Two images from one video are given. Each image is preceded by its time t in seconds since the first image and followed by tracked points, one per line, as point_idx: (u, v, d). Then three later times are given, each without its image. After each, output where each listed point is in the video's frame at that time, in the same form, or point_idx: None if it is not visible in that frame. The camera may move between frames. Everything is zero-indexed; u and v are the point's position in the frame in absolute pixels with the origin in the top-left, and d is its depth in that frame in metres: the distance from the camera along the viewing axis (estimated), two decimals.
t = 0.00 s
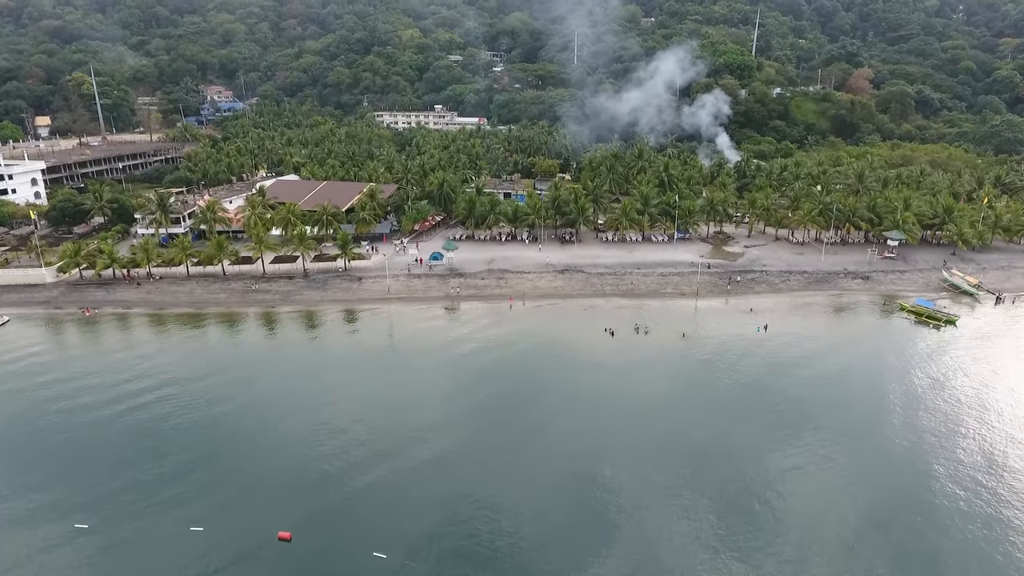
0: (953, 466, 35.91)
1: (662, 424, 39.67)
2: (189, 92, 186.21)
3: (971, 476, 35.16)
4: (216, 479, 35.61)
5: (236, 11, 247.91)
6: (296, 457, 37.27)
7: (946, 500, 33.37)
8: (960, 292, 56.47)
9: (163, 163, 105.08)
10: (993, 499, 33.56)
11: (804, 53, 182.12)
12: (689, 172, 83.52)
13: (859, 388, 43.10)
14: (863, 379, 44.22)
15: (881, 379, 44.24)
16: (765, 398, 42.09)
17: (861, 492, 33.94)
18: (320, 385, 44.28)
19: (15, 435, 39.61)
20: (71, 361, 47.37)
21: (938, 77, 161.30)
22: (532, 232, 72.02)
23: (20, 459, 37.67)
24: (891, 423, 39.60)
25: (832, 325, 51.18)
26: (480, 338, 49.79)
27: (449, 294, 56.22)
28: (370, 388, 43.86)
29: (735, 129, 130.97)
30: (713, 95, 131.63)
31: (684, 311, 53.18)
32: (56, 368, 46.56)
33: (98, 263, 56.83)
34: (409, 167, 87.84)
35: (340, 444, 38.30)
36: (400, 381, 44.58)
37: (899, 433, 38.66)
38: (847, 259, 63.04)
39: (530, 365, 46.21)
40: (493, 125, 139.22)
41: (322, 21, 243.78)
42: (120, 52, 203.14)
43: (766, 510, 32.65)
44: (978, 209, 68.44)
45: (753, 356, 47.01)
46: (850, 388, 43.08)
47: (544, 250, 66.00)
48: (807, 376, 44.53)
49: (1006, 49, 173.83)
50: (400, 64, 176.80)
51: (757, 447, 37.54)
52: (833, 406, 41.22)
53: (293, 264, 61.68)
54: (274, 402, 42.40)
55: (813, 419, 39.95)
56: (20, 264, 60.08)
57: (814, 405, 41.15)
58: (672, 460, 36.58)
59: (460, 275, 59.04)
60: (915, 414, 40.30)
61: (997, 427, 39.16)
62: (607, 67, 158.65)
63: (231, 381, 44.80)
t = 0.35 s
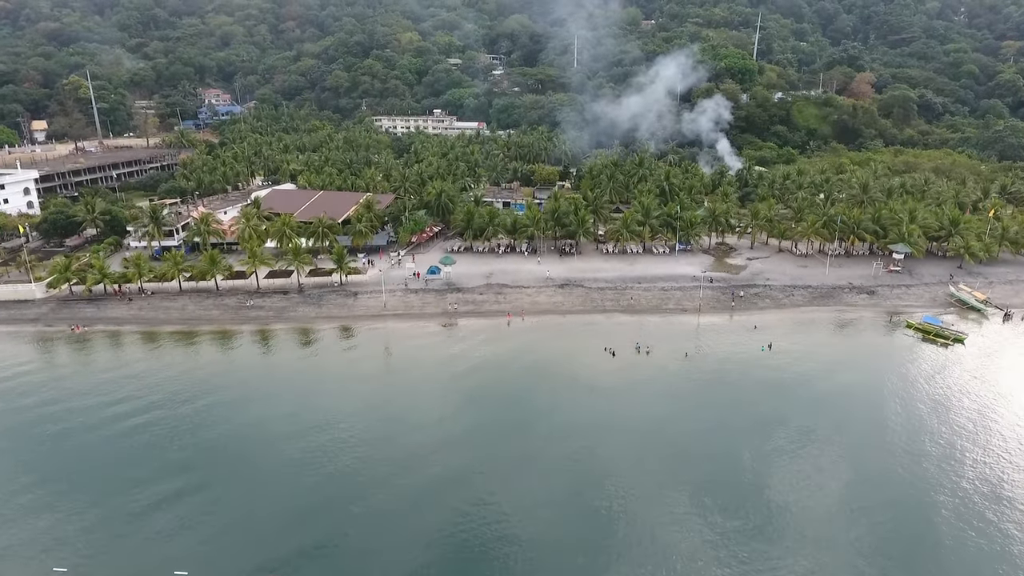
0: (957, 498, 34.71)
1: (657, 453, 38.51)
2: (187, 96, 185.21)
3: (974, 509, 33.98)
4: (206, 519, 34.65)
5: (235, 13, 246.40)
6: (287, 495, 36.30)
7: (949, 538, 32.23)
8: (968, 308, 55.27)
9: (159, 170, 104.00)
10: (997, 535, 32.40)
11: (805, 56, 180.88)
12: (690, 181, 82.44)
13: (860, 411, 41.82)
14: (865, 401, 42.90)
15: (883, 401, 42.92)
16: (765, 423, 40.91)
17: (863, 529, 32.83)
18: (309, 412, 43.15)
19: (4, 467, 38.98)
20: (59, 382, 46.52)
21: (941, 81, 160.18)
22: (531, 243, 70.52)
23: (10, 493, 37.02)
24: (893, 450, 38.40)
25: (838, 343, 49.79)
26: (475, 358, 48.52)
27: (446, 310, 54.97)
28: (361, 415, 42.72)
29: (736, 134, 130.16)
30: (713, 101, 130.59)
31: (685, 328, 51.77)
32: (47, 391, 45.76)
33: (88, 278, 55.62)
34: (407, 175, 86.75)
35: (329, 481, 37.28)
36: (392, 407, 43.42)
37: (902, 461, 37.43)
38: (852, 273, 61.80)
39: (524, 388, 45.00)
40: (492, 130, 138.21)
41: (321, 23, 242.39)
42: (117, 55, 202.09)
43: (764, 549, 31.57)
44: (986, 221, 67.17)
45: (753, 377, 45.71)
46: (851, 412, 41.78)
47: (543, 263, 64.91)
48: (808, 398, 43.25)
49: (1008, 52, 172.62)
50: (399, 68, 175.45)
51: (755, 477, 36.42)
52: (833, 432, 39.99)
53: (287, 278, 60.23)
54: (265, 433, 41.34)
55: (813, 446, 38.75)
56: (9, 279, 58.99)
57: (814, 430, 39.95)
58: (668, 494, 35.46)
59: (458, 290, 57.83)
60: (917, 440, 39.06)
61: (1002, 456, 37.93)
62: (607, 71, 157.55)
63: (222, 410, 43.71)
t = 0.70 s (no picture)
0: (963, 533, 33.42)
1: (653, 480, 37.45)
2: (184, 99, 184.13)
3: (980, 538, 33.11)
4: (191, 558, 33.47)
5: (232, 14, 244.80)
6: (273, 533, 35.07)
7: (954, 569, 31.40)
8: (976, 324, 54.08)
9: (153, 177, 102.78)
10: (1003, 567, 31.56)
11: (806, 59, 179.51)
12: (691, 190, 81.34)
13: (863, 437, 40.54)
14: (868, 426, 41.57)
15: (887, 426, 41.57)
16: (765, 450, 39.63)
17: (864, 568, 31.61)
18: (297, 439, 41.98)
19: None
20: (46, 404, 45.44)
21: (943, 84, 159.09)
22: (530, 255, 69.33)
23: None
24: (897, 480, 37.06)
25: (843, 363, 48.40)
26: (469, 378, 47.18)
27: (443, 326, 53.69)
28: (351, 442, 41.51)
29: (737, 139, 129.40)
30: (714, 106, 129.44)
31: (685, 347, 50.47)
32: (35, 413, 44.64)
33: (78, 294, 54.31)
34: (405, 183, 85.64)
35: (316, 516, 36.16)
36: (383, 433, 42.18)
37: (905, 492, 36.12)
38: (857, 287, 60.63)
39: (518, 410, 43.70)
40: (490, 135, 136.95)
41: (319, 25, 240.79)
42: (114, 58, 200.97)
43: None
44: (992, 233, 66.14)
45: (754, 399, 44.39)
46: (854, 438, 40.47)
47: (542, 276, 63.78)
48: (810, 423, 41.96)
49: (1011, 54, 171.22)
50: (397, 71, 174.20)
51: (755, 504, 35.57)
52: (835, 459, 38.73)
53: (281, 293, 58.86)
54: (253, 464, 40.12)
55: (814, 470, 37.89)
56: None
57: (816, 457, 38.60)
58: (666, 522, 34.57)
59: (455, 306, 56.68)
60: (920, 463, 38.19)
61: (1009, 484, 36.80)
62: (607, 75, 156.59)
63: (212, 436, 42.56)
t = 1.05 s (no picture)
0: (967, 564, 32.91)
1: (653, 506, 36.81)
2: (181, 103, 183.01)
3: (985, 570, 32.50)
4: None
5: (231, 16, 243.34)
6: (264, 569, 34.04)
7: None
8: (986, 341, 52.81)
9: (149, 185, 101.68)
10: None
11: (808, 62, 178.41)
12: (693, 199, 80.44)
13: (872, 467, 39.30)
14: (877, 455, 40.32)
15: (895, 456, 40.35)
16: (770, 482, 38.37)
17: None
18: (289, 467, 40.71)
19: None
20: (34, 426, 44.29)
21: (946, 87, 157.82)
22: (529, 268, 68.12)
23: None
24: (907, 515, 35.89)
25: (850, 384, 47.00)
26: (466, 401, 45.79)
27: (440, 344, 52.46)
28: (344, 470, 40.26)
29: (739, 144, 128.55)
30: (714, 112, 128.25)
31: (688, 367, 49.13)
32: (21, 437, 43.42)
33: (67, 311, 53.02)
34: (402, 193, 84.64)
35: (307, 552, 34.95)
36: (376, 461, 40.88)
37: (913, 526, 35.13)
38: (863, 301, 59.47)
39: (516, 435, 42.37)
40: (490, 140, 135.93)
41: (318, 27, 239.48)
42: (111, 60, 199.74)
43: None
44: (999, 245, 64.96)
45: (760, 424, 43.04)
46: (861, 468, 39.26)
47: (541, 290, 62.64)
48: (816, 451, 40.65)
49: (1013, 57, 170.05)
50: (396, 75, 173.01)
51: (756, 532, 34.94)
52: (842, 491, 37.51)
53: (275, 308, 57.51)
54: (243, 495, 38.90)
55: (817, 495, 37.22)
56: None
57: (820, 485, 37.73)
58: (665, 551, 33.95)
59: (453, 322, 55.49)
60: (924, 489, 37.55)
61: (1015, 512, 36.13)
62: (607, 79, 155.64)
63: (202, 463, 41.32)
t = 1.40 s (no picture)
0: None
1: (652, 535, 35.94)
2: (179, 107, 181.89)
3: None
4: None
5: (229, 18, 241.86)
6: None
7: None
8: (995, 359, 51.64)
9: (144, 193, 100.42)
10: None
11: (809, 64, 176.95)
12: (695, 209, 79.53)
13: (876, 493, 38.45)
14: (882, 480, 39.44)
15: (901, 480, 39.46)
16: (774, 511, 37.27)
17: None
18: (278, 495, 39.41)
19: None
20: (19, 449, 43.13)
21: (949, 91, 156.58)
22: (528, 280, 66.88)
23: None
24: (912, 546, 35.11)
25: (855, 404, 45.74)
26: (460, 423, 44.50)
27: (437, 362, 51.17)
28: (336, 497, 39.07)
29: (740, 149, 127.53)
30: (716, 117, 126.99)
31: (689, 387, 47.86)
32: (5, 462, 42.13)
33: (56, 329, 51.68)
34: (400, 201, 83.44)
35: None
36: (368, 487, 39.66)
37: (918, 559, 34.32)
38: (868, 316, 58.32)
39: (513, 458, 41.15)
40: (489, 145, 134.76)
41: (317, 30, 238.07)
42: (108, 63, 198.60)
43: None
44: (1007, 257, 63.73)
45: (763, 448, 41.83)
46: (867, 495, 38.27)
47: (541, 304, 61.48)
48: (821, 477, 39.51)
49: (1016, 59, 168.74)
50: (395, 78, 171.84)
51: (758, 564, 34.08)
52: (846, 519, 36.68)
53: (269, 325, 56.22)
54: (233, 521, 37.94)
55: (820, 524, 36.34)
56: None
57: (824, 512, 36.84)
58: None
59: (451, 339, 54.32)
60: (931, 518, 36.69)
61: None
62: (608, 82, 154.51)
63: (190, 491, 40.09)
